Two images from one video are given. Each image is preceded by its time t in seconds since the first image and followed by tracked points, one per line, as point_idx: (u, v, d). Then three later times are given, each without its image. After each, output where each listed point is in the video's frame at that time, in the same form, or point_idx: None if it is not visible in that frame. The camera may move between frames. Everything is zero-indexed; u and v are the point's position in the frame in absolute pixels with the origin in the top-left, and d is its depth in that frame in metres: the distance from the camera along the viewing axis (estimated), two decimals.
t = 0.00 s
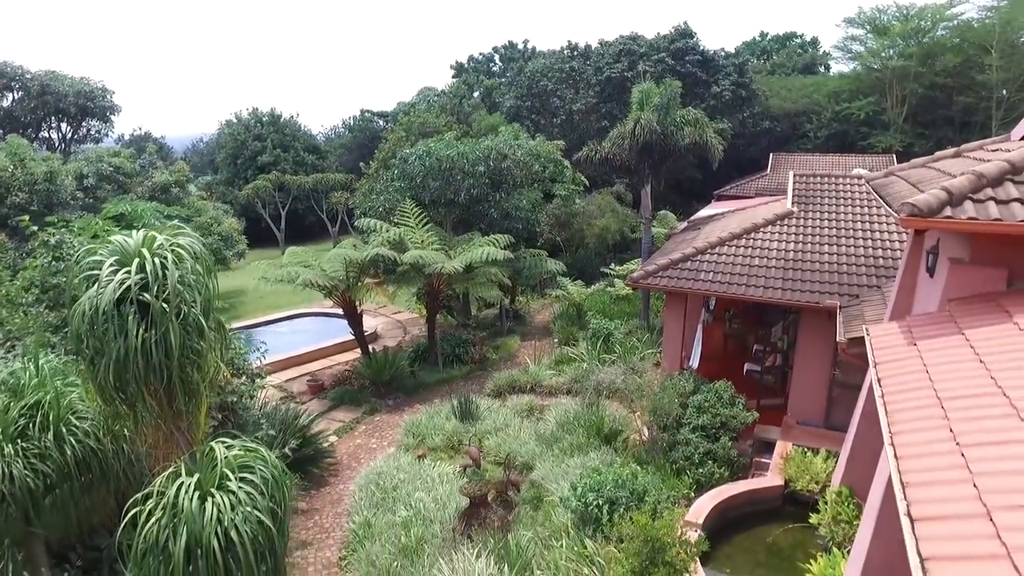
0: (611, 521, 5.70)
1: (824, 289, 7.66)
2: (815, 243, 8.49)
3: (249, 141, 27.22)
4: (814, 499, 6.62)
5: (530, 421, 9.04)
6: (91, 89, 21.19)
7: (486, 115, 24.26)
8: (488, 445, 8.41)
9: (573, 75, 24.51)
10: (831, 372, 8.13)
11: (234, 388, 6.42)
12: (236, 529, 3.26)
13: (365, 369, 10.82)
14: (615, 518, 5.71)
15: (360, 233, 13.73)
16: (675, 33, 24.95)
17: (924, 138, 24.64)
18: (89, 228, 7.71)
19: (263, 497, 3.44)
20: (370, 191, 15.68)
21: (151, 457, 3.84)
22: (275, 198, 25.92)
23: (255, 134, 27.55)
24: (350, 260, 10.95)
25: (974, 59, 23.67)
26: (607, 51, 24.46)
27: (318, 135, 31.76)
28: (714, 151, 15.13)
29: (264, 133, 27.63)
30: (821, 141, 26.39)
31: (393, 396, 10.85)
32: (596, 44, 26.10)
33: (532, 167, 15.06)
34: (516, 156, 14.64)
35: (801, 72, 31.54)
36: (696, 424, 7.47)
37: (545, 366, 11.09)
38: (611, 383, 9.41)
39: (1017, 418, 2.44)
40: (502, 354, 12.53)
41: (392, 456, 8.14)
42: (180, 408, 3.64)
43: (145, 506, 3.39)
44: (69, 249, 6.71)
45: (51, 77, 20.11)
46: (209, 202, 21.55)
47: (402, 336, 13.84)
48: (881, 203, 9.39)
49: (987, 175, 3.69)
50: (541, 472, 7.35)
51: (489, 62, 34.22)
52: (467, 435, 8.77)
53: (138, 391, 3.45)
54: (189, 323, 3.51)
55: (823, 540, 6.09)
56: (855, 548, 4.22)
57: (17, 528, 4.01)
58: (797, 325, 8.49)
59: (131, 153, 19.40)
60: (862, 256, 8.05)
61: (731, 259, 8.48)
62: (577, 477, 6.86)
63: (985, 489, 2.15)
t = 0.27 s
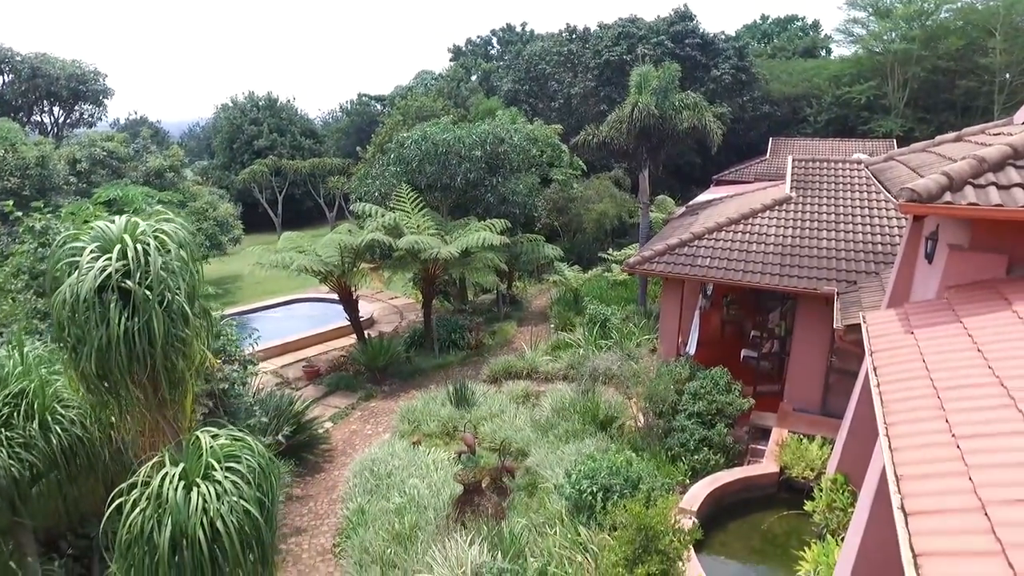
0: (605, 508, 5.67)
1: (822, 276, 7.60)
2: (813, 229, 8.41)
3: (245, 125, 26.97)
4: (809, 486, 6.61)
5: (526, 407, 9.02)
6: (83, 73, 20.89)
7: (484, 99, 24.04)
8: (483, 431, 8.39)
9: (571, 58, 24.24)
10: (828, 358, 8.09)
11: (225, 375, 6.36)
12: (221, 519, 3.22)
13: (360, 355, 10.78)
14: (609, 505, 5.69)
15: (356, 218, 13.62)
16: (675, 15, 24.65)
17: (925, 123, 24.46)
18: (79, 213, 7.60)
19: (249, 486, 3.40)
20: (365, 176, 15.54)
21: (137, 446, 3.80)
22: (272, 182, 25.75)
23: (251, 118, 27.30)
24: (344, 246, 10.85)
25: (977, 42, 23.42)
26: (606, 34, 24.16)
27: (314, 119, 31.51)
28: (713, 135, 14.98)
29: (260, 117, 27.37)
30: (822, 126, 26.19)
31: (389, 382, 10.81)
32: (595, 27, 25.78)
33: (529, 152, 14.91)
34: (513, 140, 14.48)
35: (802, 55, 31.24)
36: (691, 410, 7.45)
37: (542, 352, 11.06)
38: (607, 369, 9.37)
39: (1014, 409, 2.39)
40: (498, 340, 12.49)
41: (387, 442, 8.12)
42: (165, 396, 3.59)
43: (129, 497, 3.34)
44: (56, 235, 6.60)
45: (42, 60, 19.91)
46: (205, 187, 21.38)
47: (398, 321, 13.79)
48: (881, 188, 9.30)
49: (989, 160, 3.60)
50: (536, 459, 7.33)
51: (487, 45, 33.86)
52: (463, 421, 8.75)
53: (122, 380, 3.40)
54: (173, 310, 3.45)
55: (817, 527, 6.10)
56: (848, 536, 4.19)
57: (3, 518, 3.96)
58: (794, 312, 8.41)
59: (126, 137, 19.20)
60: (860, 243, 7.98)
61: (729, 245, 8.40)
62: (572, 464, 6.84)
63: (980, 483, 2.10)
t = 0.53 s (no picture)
0: (599, 498, 5.65)
1: (819, 265, 7.55)
2: (811, 217, 8.35)
3: (242, 112, 26.77)
4: (804, 476, 6.60)
5: (522, 396, 9.00)
6: (75, 58, 20.92)
7: (482, 85, 23.85)
8: (479, 420, 8.37)
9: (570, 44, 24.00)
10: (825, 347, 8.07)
11: (218, 365, 6.32)
12: (209, 513, 3.19)
13: (356, 343, 10.75)
14: (604, 495, 5.68)
15: (352, 206, 13.53)
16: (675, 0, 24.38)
17: (926, 109, 24.29)
18: (69, 201, 7.52)
19: (237, 480, 3.37)
20: (362, 163, 15.42)
21: (124, 438, 3.76)
22: (270, 169, 25.62)
23: (247, 104, 27.09)
24: (340, 234, 10.77)
25: (980, 28, 23.19)
26: (605, 19, 23.90)
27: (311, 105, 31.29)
28: (712, 122, 14.85)
29: (257, 103, 27.15)
30: (822, 112, 26.00)
31: (385, 370, 10.79)
32: (594, 12, 25.50)
33: (526, 139, 14.78)
34: (510, 127, 14.35)
35: (803, 41, 30.97)
36: (687, 400, 7.42)
37: (539, 341, 11.03)
38: (603, 358, 9.34)
39: (1008, 404, 2.35)
40: (495, 328, 12.46)
41: (382, 431, 8.11)
42: (152, 388, 3.55)
43: (115, 490, 3.31)
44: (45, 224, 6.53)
45: (33, 45, 19.72)
46: (201, 174, 21.25)
47: (395, 310, 13.75)
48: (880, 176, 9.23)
49: (988, 148, 3.54)
50: (531, 449, 7.32)
51: (486, 31, 33.54)
52: (459, 410, 8.73)
53: (107, 373, 3.35)
54: (159, 302, 3.39)
55: (811, 517, 6.08)
56: (841, 527, 4.18)
57: None
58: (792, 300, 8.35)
59: (120, 124, 19.04)
60: (858, 231, 7.92)
61: (726, 234, 8.34)
62: (567, 454, 6.83)
63: (973, 480, 2.06)
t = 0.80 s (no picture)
0: (593, 495, 5.63)
1: (817, 260, 7.50)
2: (809, 211, 8.28)
3: (240, 105, 26.65)
4: (801, 472, 6.56)
5: (518, 391, 8.97)
6: (70, 50, 20.83)
7: (481, 77, 23.73)
8: (475, 415, 8.35)
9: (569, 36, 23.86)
10: (823, 342, 8.02)
11: (212, 360, 6.28)
12: (195, 512, 3.15)
13: (352, 337, 10.71)
14: (598, 492, 5.66)
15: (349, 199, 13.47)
16: None
17: (928, 102, 24.13)
18: (61, 195, 7.47)
19: (224, 478, 3.34)
20: (359, 156, 15.35)
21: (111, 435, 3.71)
22: (268, 162, 25.53)
23: (246, 97, 26.95)
24: (336, 228, 10.73)
25: (982, 20, 23.00)
26: (605, 11, 23.74)
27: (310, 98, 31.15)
28: (711, 115, 14.76)
29: (256, 96, 27.02)
30: (823, 105, 25.85)
31: (382, 364, 10.77)
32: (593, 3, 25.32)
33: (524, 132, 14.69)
34: (508, 120, 14.26)
35: (805, 33, 30.77)
36: (684, 395, 7.38)
37: (536, 335, 11.00)
38: (600, 352, 9.31)
39: (1002, 406, 2.31)
40: (493, 322, 12.42)
41: (378, 426, 8.08)
42: (138, 385, 3.51)
43: (100, 489, 3.27)
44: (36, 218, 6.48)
45: (29, 37, 19.56)
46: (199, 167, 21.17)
47: (393, 303, 13.71)
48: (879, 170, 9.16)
49: (986, 142, 3.48)
50: (527, 444, 7.29)
51: (485, 22, 33.32)
52: (455, 405, 8.70)
53: (91, 370, 3.30)
54: (144, 298, 3.34)
55: (807, 514, 6.06)
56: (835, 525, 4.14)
57: None
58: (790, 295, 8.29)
59: (117, 117, 18.96)
60: (856, 226, 7.86)
61: (723, 228, 8.28)
62: (562, 450, 6.81)
63: (964, 484, 2.02)
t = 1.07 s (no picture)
0: (586, 495, 5.59)
1: (813, 258, 7.45)
2: (806, 209, 8.23)
3: (239, 102, 26.56)
4: (796, 472, 6.53)
5: (514, 390, 8.93)
6: (66, 47, 20.73)
7: (479, 74, 23.64)
8: (470, 414, 8.30)
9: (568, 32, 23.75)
10: (820, 341, 7.97)
11: (203, 359, 6.23)
12: (176, 514, 3.11)
13: (348, 336, 10.67)
14: (591, 492, 5.61)
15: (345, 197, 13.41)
16: None
17: (928, 100, 24.04)
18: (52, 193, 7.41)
19: (207, 479, 3.30)
20: (356, 153, 15.28)
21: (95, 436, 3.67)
22: (267, 160, 25.47)
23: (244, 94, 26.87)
24: (331, 226, 10.67)
25: (983, 17, 22.90)
26: (604, 8, 23.64)
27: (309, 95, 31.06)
28: (710, 112, 14.69)
29: (255, 93, 26.94)
30: (823, 102, 25.76)
31: (378, 363, 10.72)
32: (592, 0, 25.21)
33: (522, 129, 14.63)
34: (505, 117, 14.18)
35: (805, 30, 30.66)
36: (680, 394, 7.33)
37: (532, 333, 10.95)
38: (596, 351, 9.26)
39: (992, 410, 2.27)
40: (489, 320, 12.38)
41: (373, 425, 8.04)
42: (121, 385, 3.46)
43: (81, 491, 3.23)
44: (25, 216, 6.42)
45: (24, 34, 19.56)
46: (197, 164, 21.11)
47: (390, 301, 13.66)
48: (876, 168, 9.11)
49: (981, 140, 3.42)
50: (521, 444, 7.24)
51: (485, 19, 33.21)
52: (450, 403, 8.65)
53: (72, 369, 3.25)
54: (126, 297, 3.28)
55: (803, 514, 6.02)
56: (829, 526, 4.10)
57: None
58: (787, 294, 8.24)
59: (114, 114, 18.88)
60: (854, 224, 7.81)
61: (720, 226, 8.23)
62: (557, 449, 6.77)
63: (953, 489, 1.98)
